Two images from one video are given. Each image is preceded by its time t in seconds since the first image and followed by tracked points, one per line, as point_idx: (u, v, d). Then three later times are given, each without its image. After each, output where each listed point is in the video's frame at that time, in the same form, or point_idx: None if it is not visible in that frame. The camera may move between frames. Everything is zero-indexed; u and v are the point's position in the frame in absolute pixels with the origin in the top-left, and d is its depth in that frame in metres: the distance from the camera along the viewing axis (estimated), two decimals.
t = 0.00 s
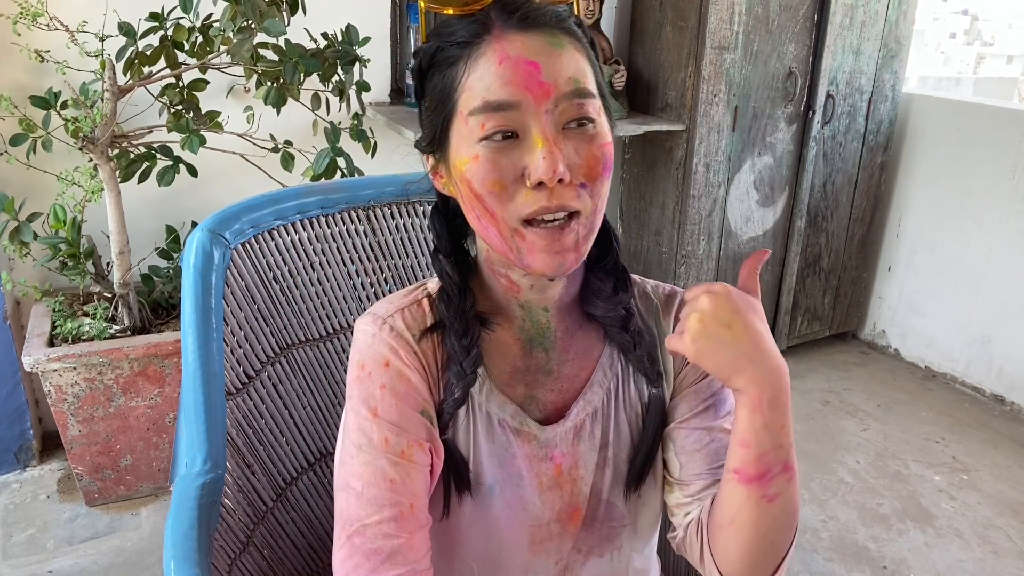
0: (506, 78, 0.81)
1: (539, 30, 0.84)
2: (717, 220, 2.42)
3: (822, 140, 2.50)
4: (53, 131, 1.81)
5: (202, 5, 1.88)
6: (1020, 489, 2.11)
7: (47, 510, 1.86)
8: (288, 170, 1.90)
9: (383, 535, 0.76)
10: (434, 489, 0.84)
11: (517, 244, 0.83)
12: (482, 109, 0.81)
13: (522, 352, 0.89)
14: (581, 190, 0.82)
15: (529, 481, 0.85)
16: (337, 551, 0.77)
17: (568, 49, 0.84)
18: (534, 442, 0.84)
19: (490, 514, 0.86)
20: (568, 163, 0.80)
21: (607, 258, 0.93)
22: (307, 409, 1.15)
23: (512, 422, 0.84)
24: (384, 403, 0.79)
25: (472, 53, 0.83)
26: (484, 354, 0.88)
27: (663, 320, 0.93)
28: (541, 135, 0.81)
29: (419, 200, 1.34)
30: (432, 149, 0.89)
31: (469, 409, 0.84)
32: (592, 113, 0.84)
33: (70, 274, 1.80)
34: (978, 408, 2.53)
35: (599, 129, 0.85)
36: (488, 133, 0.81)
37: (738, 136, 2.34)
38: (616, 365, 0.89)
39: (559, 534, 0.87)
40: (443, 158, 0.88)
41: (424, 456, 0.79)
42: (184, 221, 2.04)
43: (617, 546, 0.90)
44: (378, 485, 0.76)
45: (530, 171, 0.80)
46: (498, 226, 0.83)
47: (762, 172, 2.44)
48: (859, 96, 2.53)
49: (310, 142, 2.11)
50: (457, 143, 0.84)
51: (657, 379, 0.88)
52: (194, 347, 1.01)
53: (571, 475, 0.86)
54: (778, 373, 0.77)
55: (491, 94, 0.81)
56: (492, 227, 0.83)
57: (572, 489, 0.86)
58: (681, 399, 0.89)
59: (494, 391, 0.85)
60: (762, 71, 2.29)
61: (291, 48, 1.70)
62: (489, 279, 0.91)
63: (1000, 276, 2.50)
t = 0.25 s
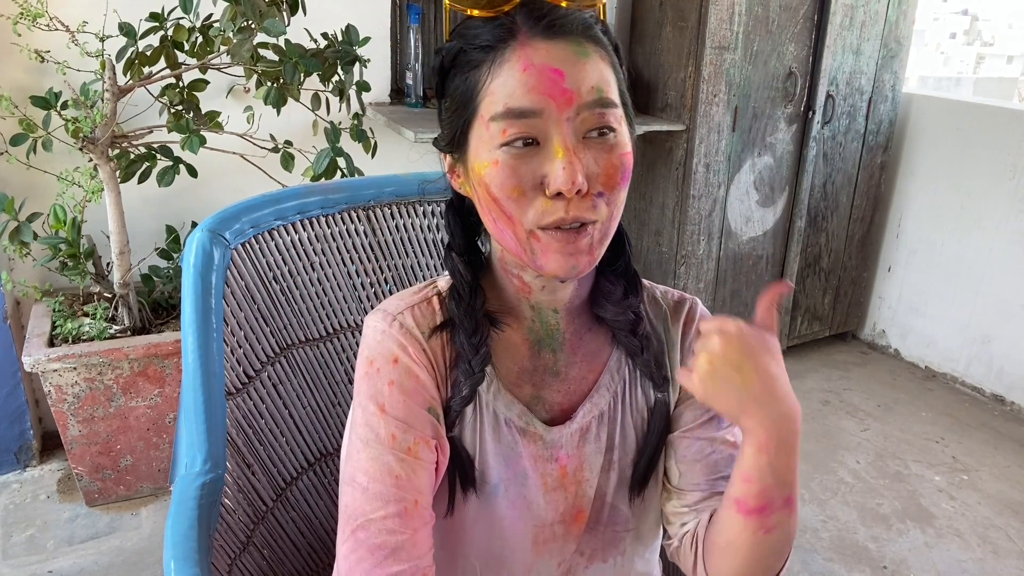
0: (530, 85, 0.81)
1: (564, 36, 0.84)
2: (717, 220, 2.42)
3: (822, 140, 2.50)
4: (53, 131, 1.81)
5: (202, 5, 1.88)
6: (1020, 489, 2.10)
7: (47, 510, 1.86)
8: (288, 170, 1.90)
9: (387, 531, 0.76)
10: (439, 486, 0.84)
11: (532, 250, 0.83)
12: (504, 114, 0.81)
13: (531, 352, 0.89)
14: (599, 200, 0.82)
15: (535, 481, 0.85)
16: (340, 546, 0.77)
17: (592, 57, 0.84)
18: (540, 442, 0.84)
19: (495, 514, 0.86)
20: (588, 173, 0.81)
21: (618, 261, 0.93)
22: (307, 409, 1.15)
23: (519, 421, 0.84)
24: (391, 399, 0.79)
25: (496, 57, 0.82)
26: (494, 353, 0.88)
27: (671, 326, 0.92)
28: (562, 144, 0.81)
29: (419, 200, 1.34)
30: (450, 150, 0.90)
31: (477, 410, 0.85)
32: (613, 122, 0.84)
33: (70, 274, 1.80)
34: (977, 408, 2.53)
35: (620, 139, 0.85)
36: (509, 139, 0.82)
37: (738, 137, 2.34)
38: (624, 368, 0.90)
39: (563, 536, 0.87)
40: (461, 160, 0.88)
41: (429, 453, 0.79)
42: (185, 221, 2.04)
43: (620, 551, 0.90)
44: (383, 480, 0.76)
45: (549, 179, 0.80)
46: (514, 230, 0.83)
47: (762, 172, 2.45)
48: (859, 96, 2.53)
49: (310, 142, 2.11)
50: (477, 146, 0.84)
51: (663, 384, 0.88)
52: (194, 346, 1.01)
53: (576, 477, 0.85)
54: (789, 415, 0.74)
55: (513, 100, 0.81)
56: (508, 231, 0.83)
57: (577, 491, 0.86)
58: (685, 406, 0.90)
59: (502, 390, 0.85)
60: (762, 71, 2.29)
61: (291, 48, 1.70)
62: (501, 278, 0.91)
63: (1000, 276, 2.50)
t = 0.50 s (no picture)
0: (555, 86, 0.81)
1: (592, 38, 0.83)
2: (716, 220, 2.42)
3: (822, 141, 2.50)
4: (53, 131, 1.81)
5: (202, 5, 1.88)
6: (1020, 489, 2.11)
7: (47, 510, 1.86)
8: (288, 170, 1.90)
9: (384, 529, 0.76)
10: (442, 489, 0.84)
11: (546, 250, 0.83)
12: (527, 113, 0.81)
13: (537, 355, 0.90)
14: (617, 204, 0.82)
15: (539, 483, 0.85)
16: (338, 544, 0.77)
17: (619, 62, 0.83)
18: (545, 444, 0.84)
19: (498, 517, 0.86)
20: (609, 176, 0.81)
21: (627, 264, 0.93)
22: (307, 409, 1.15)
23: (525, 423, 0.84)
24: (396, 398, 0.79)
25: (522, 55, 0.82)
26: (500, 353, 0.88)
27: (678, 329, 0.92)
28: (584, 146, 0.81)
29: (419, 200, 1.34)
30: (469, 145, 0.89)
31: (484, 411, 0.84)
32: (636, 127, 0.84)
33: (70, 274, 1.80)
34: (977, 408, 2.53)
35: (640, 144, 0.85)
36: (531, 138, 0.81)
37: (738, 137, 2.34)
38: (630, 371, 0.89)
39: (566, 538, 0.87)
40: (481, 155, 0.88)
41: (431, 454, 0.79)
42: (184, 221, 2.04)
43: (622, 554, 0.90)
44: (384, 479, 0.76)
45: (569, 180, 0.80)
46: (530, 229, 0.83)
47: (762, 172, 2.45)
48: (859, 96, 2.53)
49: (310, 142, 2.11)
50: (497, 143, 0.84)
51: (669, 387, 0.88)
52: (194, 346, 1.00)
53: (581, 479, 0.85)
54: (805, 468, 0.75)
55: (537, 99, 0.81)
56: (524, 229, 0.83)
57: (581, 494, 0.86)
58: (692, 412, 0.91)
59: (508, 392, 0.84)
60: (761, 71, 2.29)
61: (291, 48, 1.70)
62: (510, 277, 0.91)
63: (1000, 276, 2.50)
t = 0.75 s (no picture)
0: (499, 78, 0.82)
1: (544, 33, 0.83)
2: (717, 220, 2.42)
3: (821, 140, 2.50)
4: (53, 131, 1.81)
5: (202, 5, 1.88)
6: (1020, 489, 2.11)
7: (47, 510, 1.86)
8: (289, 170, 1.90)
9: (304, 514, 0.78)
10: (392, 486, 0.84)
11: (489, 237, 0.84)
12: (473, 103, 0.83)
13: (509, 351, 0.89)
14: (555, 197, 0.81)
15: (514, 477, 0.85)
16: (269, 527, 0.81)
17: (570, 57, 0.83)
18: (520, 437, 0.85)
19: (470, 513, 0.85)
20: (544, 169, 0.80)
21: (612, 266, 0.94)
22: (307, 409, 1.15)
23: (496, 417, 0.85)
24: (325, 390, 0.83)
25: (478, 49, 0.84)
26: (461, 347, 0.88)
27: (666, 332, 0.93)
28: (522, 138, 0.81)
29: (420, 200, 1.34)
30: (439, 136, 0.92)
31: (450, 396, 0.86)
32: (583, 123, 0.83)
33: (70, 274, 1.80)
34: (977, 408, 2.53)
35: (590, 141, 0.83)
36: (475, 127, 0.83)
37: (738, 137, 2.34)
38: (610, 370, 0.90)
39: (543, 534, 0.86)
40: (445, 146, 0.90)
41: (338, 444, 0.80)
42: (184, 221, 2.04)
43: (609, 554, 0.90)
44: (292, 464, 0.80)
45: (505, 170, 0.81)
46: (476, 217, 0.84)
47: (762, 171, 2.45)
48: (859, 96, 2.53)
49: (310, 142, 2.11)
50: (453, 133, 0.86)
51: (652, 390, 0.88)
52: (194, 346, 1.00)
53: (556, 474, 0.85)
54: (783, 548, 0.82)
55: (483, 90, 0.82)
56: (472, 217, 0.85)
57: (557, 489, 0.85)
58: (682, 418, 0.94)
59: (476, 386, 0.86)
60: (762, 71, 2.29)
61: (291, 48, 1.70)
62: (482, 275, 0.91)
63: (1000, 276, 2.50)
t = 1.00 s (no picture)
0: (495, 83, 0.81)
1: (539, 37, 0.83)
2: (717, 220, 2.42)
3: (821, 140, 2.50)
4: (53, 131, 1.81)
5: (202, 5, 1.88)
6: (1020, 489, 2.11)
7: (47, 510, 1.86)
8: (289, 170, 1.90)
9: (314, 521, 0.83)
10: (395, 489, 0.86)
11: (484, 241, 0.84)
12: (469, 108, 0.83)
13: (504, 351, 0.89)
14: (551, 202, 0.81)
15: (508, 477, 0.85)
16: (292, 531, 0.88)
17: (565, 62, 0.83)
18: (515, 438, 0.85)
19: (466, 514, 0.85)
20: (541, 174, 0.80)
21: (607, 264, 0.94)
22: (307, 409, 1.15)
23: (490, 418, 0.85)
24: (322, 400, 0.85)
25: (473, 53, 0.84)
26: (454, 348, 0.88)
27: (663, 335, 0.93)
28: (519, 143, 0.81)
29: (420, 200, 1.34)
30: (433, 139, 0.91)
31: (444, 396, 0.86)
32: (579, 128, 0.83)
33: (70, 274, 1.80)
34: (978, 408, 2.53)
35: (586, 145, 0.84)
36: (471, 132, 0.83)
37: (738, 137, 2.34)
38: (606, 371, 0.90)
39: (540, 535, 0.87)
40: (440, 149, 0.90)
41: (334, 455, 0.83)
42: (184, 221, 2.04)
43: (605, 556, 0.91)
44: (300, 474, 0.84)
45: (502, 175, 0.81)
46: (472, 221, 0.84)
47: (762, 172, 2.45)
48: (859, 96, 2.53)
49: (310, 142, 2.11)
50: (448, 137, 0.86)
51: (647, 388, 0.88)
52: (194, 346, 1.00)
53: (552, 474, 0.85)
54: None
55: (479, 95, 0.82)
56: (468, 222, 0.85)
57: (552, 489, 0.85)
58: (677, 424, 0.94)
59: (471, 388, 0.86)
60: (762, 71, 2.29)
61: (291, 48, 1.70)
62: (479, 275, 0.92)
63: (1000, 277, 2.50)
